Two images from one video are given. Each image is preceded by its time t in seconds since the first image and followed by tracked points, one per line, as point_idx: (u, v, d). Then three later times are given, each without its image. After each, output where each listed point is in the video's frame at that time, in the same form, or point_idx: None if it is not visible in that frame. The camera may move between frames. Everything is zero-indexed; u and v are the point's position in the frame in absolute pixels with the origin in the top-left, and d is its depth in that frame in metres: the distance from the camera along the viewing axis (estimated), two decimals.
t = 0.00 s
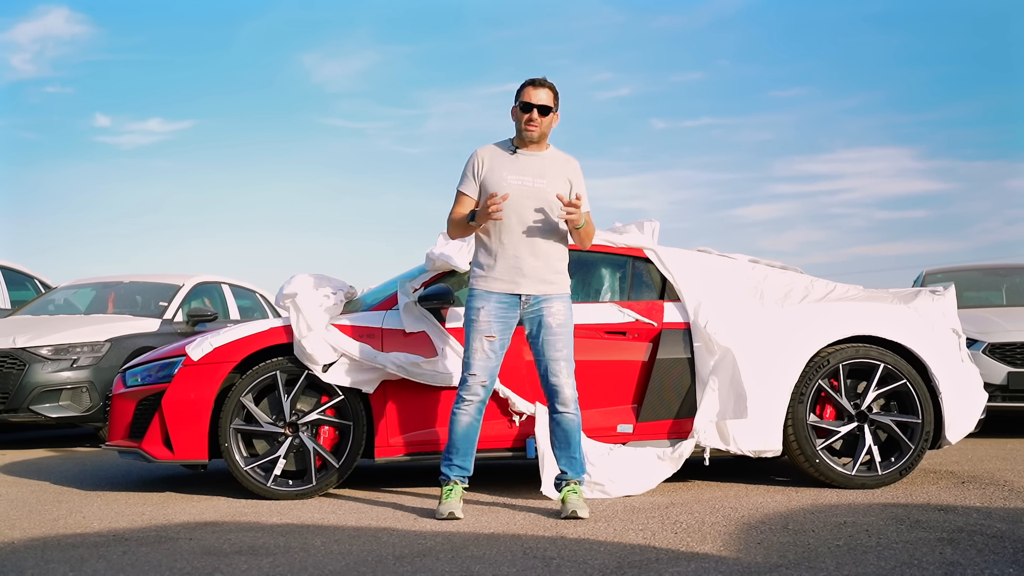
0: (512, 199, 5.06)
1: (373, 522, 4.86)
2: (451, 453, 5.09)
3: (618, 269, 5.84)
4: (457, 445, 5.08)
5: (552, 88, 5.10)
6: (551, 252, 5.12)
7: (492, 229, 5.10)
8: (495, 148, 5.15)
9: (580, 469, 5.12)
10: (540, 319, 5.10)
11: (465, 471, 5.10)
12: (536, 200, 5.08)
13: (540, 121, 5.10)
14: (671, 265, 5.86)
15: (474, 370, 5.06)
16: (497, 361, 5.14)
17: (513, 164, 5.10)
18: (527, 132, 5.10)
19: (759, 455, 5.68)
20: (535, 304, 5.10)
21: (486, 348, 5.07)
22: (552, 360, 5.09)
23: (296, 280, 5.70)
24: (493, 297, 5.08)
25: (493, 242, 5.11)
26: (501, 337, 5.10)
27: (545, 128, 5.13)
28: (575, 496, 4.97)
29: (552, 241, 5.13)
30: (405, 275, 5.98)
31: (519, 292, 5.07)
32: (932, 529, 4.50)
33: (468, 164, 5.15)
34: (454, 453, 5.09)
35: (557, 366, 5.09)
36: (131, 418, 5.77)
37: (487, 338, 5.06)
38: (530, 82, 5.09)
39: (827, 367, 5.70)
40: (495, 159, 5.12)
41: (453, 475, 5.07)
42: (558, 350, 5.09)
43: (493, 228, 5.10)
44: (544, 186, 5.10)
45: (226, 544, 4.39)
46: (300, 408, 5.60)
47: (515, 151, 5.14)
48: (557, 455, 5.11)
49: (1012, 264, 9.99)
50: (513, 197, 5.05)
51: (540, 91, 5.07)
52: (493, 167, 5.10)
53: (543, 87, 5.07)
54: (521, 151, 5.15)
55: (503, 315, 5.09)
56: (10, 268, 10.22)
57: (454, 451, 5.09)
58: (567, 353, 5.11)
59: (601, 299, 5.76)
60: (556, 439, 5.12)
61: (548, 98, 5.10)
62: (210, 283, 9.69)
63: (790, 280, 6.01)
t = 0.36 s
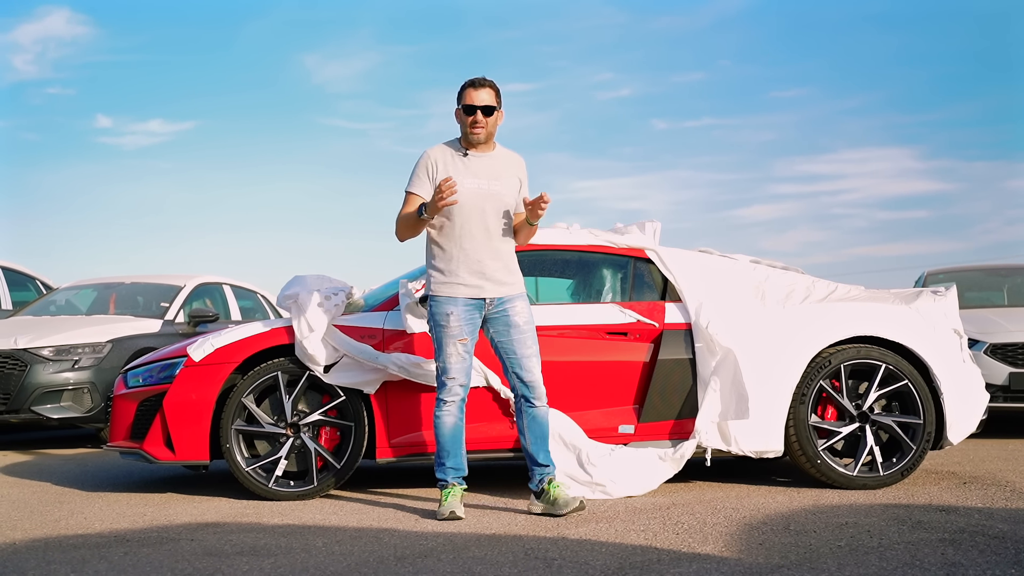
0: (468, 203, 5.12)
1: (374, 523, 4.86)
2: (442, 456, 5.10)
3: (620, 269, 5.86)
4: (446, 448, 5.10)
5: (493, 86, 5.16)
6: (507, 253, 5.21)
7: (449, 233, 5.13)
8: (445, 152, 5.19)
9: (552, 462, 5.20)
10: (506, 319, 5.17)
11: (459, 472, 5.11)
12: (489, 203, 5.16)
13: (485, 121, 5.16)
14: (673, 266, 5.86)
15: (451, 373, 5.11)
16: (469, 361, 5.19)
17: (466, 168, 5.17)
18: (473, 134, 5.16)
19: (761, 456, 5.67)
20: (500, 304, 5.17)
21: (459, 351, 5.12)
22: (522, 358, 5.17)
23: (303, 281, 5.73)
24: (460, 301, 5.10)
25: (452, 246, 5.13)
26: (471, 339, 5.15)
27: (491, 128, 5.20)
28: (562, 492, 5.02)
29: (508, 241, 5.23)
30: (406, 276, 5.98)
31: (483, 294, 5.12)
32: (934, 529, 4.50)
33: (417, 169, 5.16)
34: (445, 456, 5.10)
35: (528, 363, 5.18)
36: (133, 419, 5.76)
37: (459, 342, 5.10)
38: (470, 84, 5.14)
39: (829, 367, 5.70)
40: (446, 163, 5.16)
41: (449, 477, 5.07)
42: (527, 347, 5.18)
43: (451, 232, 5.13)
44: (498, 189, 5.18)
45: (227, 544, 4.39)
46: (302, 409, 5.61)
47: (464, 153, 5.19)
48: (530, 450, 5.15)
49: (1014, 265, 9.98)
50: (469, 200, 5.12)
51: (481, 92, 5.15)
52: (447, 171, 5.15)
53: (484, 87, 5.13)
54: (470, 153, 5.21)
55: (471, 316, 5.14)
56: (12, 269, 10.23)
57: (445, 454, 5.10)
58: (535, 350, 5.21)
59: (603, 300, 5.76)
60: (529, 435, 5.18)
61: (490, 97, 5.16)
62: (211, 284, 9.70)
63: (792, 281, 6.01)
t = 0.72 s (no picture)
0: (456, 206, 5.16)
1: (375, 524, 4.86)
2: (440, 458, 5.11)
3: (621, 270, 5.86)
4: (445, 449, 5.11)
5: (478, 91, 5.16)
6: (495, 255, 5.26)
7: (439, 236, 5.15)
8: (432, 157, 5.22)
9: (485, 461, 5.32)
10: (491, 323, 5.23)
11: (460, 472, 5.12)
12: (478, 205, 5.20)
13: (471, 127, 5.18)
14: (673, 267, 5.86)
15: (448, 373, 5.11)
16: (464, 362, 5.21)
17: (452, 172, 5.20)
18: (459, 139, 5.19)
19: (762, 457, 5.67)
20: (489, 306, 5.23)
21: (455, 351, 5.13)
22: (499, 363, 5.25)
23: (303, 282, 5.73)
24: (454, 303, 5.13)
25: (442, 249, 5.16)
26: (465, 339, 5.18)
27: (477, 132, 5.21)
28: (490, 485, 5.24)
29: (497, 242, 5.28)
30: (407, 277, 5.98)
31: (475, 296, 5.15)
32: (935, 530, 4.50)
33: (405, 174, 5.17)
34: (444, 456, 5.11)
35: (503, 369, 5.26)
36: (133, 420, 5.77)
37: (455, 342, 5.12)
38: (454, 88, 5.15)
39: (829, 368, 5.70)
40: (434, 167, 5.19)
41: (450, 479, 5.08)
42: (504, 354, 5.26)
43: (441, 235, 5.16)
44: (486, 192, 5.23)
45: (228, 546, 4.39)
46: (303, 410, 5.61)
47: (450, 157, 5.23)
48: (473, 446, 5.27)
49: (1015, 266, 9.97)
50: (458, 204, 5.16)
51: (466, 96, 5.14)
52: (435, 175, 5.17)
53: (469, 92, 5.13)
54: (456, 157, 5.24)
55: (465, 317, 5.17)
56: (13, 269, 10.23)
57: (445, 455, 5.11)
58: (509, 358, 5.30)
59: (604, 301, 5.77)
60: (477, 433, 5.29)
61: (475, 101, 5.17)
62: (212, 285, 9.70)
63: (793, 281, 5.99)
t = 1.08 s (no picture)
0: (463, 211, 5.20)
1: (376, 525, 4.86)
2: (444, 458, 5.11)
3: (621, 272, 5.86)
4: (448, 449, 5.11)
5: (495, 110, 5.24)
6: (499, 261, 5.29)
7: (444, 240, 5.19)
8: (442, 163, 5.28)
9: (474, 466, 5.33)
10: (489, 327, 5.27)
11: (463, 474, 5.11)
12: (485, 212, 5.24)
13: (484, 144, 5.24)
14: (673, 269, 5.86)
15: (454, 371, 5.11)
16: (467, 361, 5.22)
17: (460, 179, 5.26)
18: (471, 155, 5.25)
19: (762, 458, 5.67)
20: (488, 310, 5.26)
21: (460, 349, 5.13)
22: (490, 368, 5.28)
23: (303, 285, 5.74)
24: (456, 303, 5.14)
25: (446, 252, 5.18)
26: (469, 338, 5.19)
27: (488, 149, 5.28)
28: (482, 489, 5.23)
29: (500, 250, 5.31)
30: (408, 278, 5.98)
31: (477, 299, 5.17)
32: (935, 532, 4.50)
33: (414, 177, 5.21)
34: (446, 457, 5.11)
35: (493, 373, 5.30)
36: (134, 421, 5.77)
37: (459, 339, 5.13)
38: (472, 105, 5.20)
39: (830, 369, 5.70)
40: (444, 173, 5.24)
41: (453, 480, 5.07)
42: (496, 359, 5.31)
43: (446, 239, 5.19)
44: (494, 199, 5.28)
45: (229, 547, 4.39)
46: (303, 411, 5.61)
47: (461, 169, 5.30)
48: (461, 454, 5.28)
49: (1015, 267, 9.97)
50: (465, 209, 5.20)
51: (483, 115, 5.21)
52: (445, 181, 5.22)
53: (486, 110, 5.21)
54: (467, 169, 5.32)
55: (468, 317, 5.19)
56: (13, 271, 10.23)
57: (445, 455, 5.11)
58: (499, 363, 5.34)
59: (604, 302, 5.77)
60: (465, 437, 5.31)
61: (491, 120, 5.24)
62: (212, 286, 9.70)
63: (793, 282, 5.97)
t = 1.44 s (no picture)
0: (466, 214, 5.20)
1: (376, 527, 4.86)
2: (445, 458, 5.11)
3: (621, 273, 5.86)
4: (449, 450, 5.11)
5: (503, 117, 5.24)
6: (502, 264, 5.29)
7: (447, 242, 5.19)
8: (447, 167, 5.28)
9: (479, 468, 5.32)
10: (494, 328, 5.26)
11: (464, 475, 5.11)
12: (489, 216, 5.25)
13: (491, 150, 5.25)
14: (674, 271, 5.86)
15: (457, 371, 5.12)
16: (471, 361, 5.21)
17: (464, 182, 5.26)
18: (478, 160, 5.25)
19: (763, 460, 5.67)
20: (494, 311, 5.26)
21: (462, 350, 5.13)
22: (496, 368, 5.27)
23: (303, 286, 5.74)
24: (460, 304, 5.15)
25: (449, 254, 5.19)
26: (473, 339, 5.19)
27: (495, 155, 5.29)
28: (482, 490, 5.22)
29: (504, 254, 5.31)
30: (408, 279, 5.98)
31: (480, 300, 5.18)
32: (935, 533, 4.50)
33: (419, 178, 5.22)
34: (447, 457, 5.11)
35: (499, 374, 5.29)
36: (133, 423, 5.77)
37: (462, 340, 5.13)
38: (481, 111, 5.20)
39: (830, 371, 5.70)
40: (448, 176, 5.25)
41: (453, 480, 5.07)
42: (502, 359, 5.29)
43: (450, 241, 5.19)
44: (497, 203, 5.28)
45: (229, 548, 4.39)
46: (303, 413, 5.61)
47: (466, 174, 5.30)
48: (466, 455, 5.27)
49: (1015, 269, 9.97)
50: (469, 213, 5.20)
51: (491, 121, 5.21)
52: (448, 184, 5.22)
53: (495, 117, 5.21)
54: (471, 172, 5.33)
55: (472, 317, 5.19)
56: (12, 272, 10.22)
57: (447, 456, 5.11)
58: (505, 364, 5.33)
59: (604, 304, 5.77)
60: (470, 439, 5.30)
61: (499, 127, 5.24)
62: (212, 287, 9.70)
63: (793, 284, 5.97)
